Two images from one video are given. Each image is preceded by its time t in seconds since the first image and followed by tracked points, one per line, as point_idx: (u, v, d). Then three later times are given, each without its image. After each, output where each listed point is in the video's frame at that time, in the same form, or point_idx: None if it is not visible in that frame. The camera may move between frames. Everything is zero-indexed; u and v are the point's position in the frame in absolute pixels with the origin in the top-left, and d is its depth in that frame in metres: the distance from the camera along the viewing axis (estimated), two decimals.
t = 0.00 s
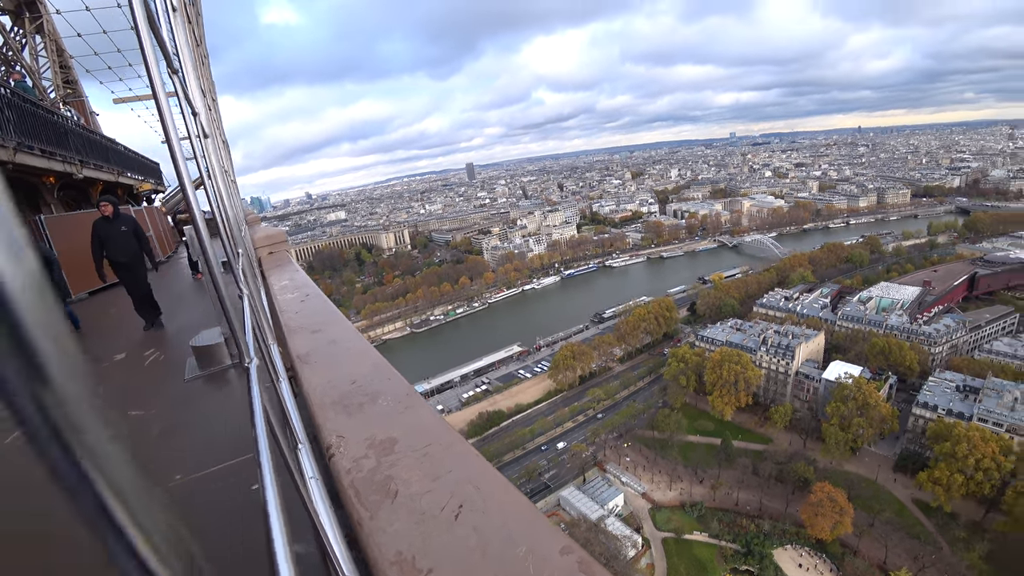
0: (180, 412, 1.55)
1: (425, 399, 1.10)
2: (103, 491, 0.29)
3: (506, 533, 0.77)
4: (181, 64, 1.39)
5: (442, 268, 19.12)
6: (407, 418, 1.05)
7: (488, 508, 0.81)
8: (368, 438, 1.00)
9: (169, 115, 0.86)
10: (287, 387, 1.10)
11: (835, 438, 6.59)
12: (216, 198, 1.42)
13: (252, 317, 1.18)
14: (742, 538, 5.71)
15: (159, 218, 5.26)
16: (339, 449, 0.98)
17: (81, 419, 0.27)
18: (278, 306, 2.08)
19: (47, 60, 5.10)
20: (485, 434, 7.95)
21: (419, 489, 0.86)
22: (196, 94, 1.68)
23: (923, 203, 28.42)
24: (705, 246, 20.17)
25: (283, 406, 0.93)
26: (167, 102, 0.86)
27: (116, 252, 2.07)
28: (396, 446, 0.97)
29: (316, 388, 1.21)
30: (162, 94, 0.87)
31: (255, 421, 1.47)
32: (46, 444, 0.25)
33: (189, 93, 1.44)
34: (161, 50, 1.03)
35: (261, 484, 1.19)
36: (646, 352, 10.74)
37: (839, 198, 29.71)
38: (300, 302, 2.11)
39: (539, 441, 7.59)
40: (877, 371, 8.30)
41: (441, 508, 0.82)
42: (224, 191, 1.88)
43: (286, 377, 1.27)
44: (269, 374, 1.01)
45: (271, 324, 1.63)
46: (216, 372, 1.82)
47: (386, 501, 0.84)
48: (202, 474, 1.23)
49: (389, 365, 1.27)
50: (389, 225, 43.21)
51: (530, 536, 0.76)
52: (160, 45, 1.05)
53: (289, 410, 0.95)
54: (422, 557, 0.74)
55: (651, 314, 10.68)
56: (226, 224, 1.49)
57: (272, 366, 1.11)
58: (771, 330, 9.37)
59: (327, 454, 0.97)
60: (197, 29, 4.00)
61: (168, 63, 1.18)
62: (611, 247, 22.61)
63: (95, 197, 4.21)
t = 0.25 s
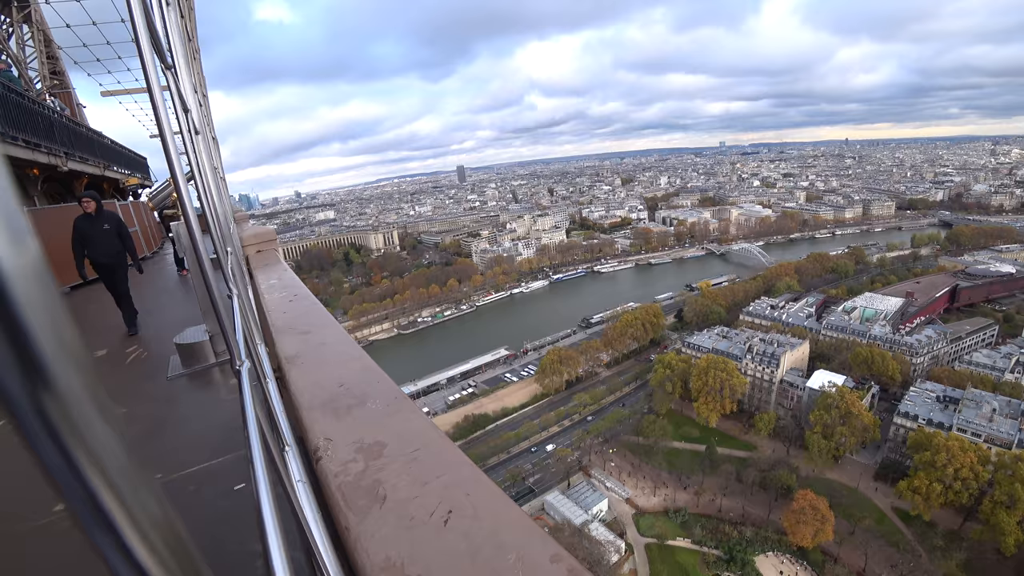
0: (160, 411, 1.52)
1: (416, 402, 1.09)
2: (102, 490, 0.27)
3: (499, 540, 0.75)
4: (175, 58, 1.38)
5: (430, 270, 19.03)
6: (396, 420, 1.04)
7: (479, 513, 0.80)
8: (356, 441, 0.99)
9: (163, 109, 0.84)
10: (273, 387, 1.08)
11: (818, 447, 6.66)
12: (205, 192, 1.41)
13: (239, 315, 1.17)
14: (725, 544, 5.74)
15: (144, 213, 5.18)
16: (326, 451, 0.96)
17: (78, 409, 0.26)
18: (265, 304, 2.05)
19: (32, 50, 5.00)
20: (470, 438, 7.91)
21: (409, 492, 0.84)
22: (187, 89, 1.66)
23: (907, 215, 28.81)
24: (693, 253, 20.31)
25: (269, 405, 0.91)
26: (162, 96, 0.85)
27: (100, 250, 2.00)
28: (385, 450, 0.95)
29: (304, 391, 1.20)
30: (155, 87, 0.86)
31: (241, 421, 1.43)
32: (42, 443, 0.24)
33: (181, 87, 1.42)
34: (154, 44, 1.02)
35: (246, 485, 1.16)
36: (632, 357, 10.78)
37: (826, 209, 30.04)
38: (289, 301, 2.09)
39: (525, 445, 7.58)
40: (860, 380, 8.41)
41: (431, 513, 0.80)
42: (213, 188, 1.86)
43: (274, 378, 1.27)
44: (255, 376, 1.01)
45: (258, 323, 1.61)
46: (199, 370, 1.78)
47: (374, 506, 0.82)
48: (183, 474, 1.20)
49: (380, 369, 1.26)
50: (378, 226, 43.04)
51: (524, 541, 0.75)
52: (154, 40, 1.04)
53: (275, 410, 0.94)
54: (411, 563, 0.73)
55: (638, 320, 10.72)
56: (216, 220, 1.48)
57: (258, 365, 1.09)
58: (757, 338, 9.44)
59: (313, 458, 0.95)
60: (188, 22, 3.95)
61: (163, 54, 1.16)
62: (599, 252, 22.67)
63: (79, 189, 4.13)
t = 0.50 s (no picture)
0: (142, 409, 1.50)
1: (404, 407, 1.09)
2: (104, 478, 0.32)
3: (486, 549, 0.75)
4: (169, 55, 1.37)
5: (419, 271, 18.95)
6: (384, 425, 1.04)
7: (467, 520, 0.80)
8: (344, 445, 0.98)
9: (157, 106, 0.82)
10: (259, 389, 1.08)
11: (802, 453, 6.73)
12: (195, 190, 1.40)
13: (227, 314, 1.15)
14: (708, 549, 5.77)
15: (129, 207, 5.10)
16: (312, 456, 0.95)
17: (84, 408, 0.31)
18: (253, 304, 2.04)
19: (18, 39, 4.91)
20: (456, 440, 7.88)
21: (396, 498, 0.84)
22: (179, 85, 1.65)
23: (891, 227, 29.24)
24: (681, 260, 20.47)
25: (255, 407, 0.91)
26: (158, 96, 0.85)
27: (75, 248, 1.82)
28: (372, 456, 0.94)
29: (291, 393, 1.19)
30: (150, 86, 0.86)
31: (227, 421, 1.41)
32: (54, 436, 0.29)
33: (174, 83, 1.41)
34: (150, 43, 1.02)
35: (229, 485, 1.15)
36: (619, 362, 10.83)
37: (812, 219, 30.39)
38: (276, 301, 2.07)
39: (510, 449, 7.57)
40: (844, 388, 8.52)
41: (419, 519, 0.80)
42: (202, 184, 1.85)
43: (260, 379, 1.26)
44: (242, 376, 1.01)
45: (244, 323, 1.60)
46: (184, 368, 1.77)
47: (362, 511, 0.81)
48: (166, 473, 1.19)
49: (368, 373, 1.26)
50: (367, 226, 42.84)
51: (511, 549, 0.75)
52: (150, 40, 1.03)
53: (262, 413, 0.93)
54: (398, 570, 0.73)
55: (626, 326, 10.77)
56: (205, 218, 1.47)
57: (245, 367, 1.08)
58: (743, 345, 9.53)
59: (300, 462, 0.94)
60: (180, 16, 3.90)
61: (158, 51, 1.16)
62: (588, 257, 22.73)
63: (64, 182, 4.06)
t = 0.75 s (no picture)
0: (126, 412, 1.48)
1: (391, 412, 1.10)
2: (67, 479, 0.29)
3: (473, 555, 0.76)
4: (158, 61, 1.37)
5: (408, 274, 18.89)
6: (371, 431, 1.05)
7: (451, 527, 0.80)
8: (330, 451, 0.98)
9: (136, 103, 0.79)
10: (246, 394, 1.08)
11: (789, 457, 6.80)
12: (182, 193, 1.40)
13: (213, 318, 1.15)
14: (697, 553, 5.80)
15: (116, 207, 5.03)
16: (299, 462, 0.95)
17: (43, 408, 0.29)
18: (240, 307, 2.02)
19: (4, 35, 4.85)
20: (445, 444, 7.85)
21: (383, 504, 0.84)
22: (169, 90, 1.64)
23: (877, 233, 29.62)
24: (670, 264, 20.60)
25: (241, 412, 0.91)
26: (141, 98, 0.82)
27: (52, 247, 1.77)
28: (358, 461, 0.95)
29: (278, 398, 1.19)
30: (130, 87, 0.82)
31: (212, 425, 1.40)
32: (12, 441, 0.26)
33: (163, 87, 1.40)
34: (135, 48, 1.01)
35: (215, 490, 1.13)
36: (608, 366, 10.86)
37: (799, 225, 30.72)
38: (264, 304, 2.06)
39: (499, 453, 7.57)
40: (830, 392, 8.62)
41: (404, 526, 0.81)
42: (190, 186, 1.84)
43: (247, 384, 1.25)
44: (227, 378, 1.02)
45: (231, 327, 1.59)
46: (168, 371, 1.75)
47: (347, 518, 0.82)
48: (146, 479, 1.17)
49: (356, 379, 1.26)
50: (356, 228, 42.67)
51: (496, 555, 0.76)
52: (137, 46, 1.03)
53: (248, 418, 0.93)
54: None
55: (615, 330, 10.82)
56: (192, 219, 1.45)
57: (231, 372, 1.08)
58: (731, 349, 9.61)
59: (286, 468, 0.94)
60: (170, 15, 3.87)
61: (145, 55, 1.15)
62: (578, 261, 22.80)
63: (49, 180, 4.01)
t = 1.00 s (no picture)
0: (111, 416, 1.46)
1: (382, 418, 1.09)
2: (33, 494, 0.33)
3: (464, 561, 0.75)
4: (146, 66, 1.36)
5: (399, 276, 18.82)
6: (361, 437, 1.04)
7: (443, 533, 0.80)
8: (320, 457, 0.98)
9: (125, 105, 0.77)
10: (235, 400, 1.07)
11: (779, 458, 6.86)
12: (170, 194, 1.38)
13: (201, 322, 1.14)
14: (688, 554, 5.83)
15: (102, 209, 4.97)
16: (288, 468, 0.95)
17: None
18: (228, 311, 2.01)
19: None
20: (435, 447, 7.82)
21: (373, 511, 0.83)
22: (157, 94, 1.63)
23: (863, 236, 29.93)
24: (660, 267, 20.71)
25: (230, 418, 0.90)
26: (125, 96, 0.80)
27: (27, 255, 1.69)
28: (349, 467, 0.94)
29: (267, 403, 1.18)
30: (118, 86, 0.80)
31: (200, 430, 1.39)
32: None
33: (151, 90, 1.39)
34: (122, 51, 0.99)
35: (201, 495, 1.13)
36: (599, 369, 10.89)
37: (788, 228, 31.00)
38: (252, 308, 2.04)
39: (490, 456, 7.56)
40: (818, 393, 8.71)
41: (396, 532, 0.80)
42: (178, 190, 1.83)
43: (235, 388, 1.24)
44: (216, 384, 1.01)
45: (219, 331, 1.58)
46: (156, 376, 1.73)
47: (338, 525, 0.81)
48: (131, 485, 1.15)
49: (345, 384, 1.26)
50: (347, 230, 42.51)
51: (488, 562, 0.76)
52: (125, 51, 1.01)
53: (237, 425, 0.93)
54: None
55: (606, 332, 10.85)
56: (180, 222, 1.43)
57: (220, 376, 1.07)
58: (721, 351, 9.67)
59: (276, 475, 0.93)
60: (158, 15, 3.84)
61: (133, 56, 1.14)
62: (568, 264, 22.84)
63: (33, 181, 3.94)
